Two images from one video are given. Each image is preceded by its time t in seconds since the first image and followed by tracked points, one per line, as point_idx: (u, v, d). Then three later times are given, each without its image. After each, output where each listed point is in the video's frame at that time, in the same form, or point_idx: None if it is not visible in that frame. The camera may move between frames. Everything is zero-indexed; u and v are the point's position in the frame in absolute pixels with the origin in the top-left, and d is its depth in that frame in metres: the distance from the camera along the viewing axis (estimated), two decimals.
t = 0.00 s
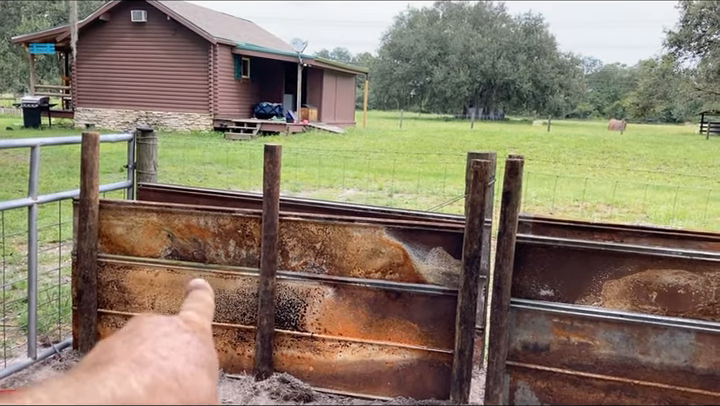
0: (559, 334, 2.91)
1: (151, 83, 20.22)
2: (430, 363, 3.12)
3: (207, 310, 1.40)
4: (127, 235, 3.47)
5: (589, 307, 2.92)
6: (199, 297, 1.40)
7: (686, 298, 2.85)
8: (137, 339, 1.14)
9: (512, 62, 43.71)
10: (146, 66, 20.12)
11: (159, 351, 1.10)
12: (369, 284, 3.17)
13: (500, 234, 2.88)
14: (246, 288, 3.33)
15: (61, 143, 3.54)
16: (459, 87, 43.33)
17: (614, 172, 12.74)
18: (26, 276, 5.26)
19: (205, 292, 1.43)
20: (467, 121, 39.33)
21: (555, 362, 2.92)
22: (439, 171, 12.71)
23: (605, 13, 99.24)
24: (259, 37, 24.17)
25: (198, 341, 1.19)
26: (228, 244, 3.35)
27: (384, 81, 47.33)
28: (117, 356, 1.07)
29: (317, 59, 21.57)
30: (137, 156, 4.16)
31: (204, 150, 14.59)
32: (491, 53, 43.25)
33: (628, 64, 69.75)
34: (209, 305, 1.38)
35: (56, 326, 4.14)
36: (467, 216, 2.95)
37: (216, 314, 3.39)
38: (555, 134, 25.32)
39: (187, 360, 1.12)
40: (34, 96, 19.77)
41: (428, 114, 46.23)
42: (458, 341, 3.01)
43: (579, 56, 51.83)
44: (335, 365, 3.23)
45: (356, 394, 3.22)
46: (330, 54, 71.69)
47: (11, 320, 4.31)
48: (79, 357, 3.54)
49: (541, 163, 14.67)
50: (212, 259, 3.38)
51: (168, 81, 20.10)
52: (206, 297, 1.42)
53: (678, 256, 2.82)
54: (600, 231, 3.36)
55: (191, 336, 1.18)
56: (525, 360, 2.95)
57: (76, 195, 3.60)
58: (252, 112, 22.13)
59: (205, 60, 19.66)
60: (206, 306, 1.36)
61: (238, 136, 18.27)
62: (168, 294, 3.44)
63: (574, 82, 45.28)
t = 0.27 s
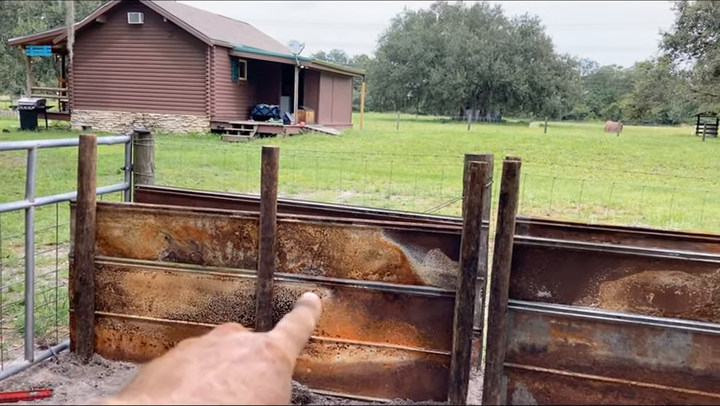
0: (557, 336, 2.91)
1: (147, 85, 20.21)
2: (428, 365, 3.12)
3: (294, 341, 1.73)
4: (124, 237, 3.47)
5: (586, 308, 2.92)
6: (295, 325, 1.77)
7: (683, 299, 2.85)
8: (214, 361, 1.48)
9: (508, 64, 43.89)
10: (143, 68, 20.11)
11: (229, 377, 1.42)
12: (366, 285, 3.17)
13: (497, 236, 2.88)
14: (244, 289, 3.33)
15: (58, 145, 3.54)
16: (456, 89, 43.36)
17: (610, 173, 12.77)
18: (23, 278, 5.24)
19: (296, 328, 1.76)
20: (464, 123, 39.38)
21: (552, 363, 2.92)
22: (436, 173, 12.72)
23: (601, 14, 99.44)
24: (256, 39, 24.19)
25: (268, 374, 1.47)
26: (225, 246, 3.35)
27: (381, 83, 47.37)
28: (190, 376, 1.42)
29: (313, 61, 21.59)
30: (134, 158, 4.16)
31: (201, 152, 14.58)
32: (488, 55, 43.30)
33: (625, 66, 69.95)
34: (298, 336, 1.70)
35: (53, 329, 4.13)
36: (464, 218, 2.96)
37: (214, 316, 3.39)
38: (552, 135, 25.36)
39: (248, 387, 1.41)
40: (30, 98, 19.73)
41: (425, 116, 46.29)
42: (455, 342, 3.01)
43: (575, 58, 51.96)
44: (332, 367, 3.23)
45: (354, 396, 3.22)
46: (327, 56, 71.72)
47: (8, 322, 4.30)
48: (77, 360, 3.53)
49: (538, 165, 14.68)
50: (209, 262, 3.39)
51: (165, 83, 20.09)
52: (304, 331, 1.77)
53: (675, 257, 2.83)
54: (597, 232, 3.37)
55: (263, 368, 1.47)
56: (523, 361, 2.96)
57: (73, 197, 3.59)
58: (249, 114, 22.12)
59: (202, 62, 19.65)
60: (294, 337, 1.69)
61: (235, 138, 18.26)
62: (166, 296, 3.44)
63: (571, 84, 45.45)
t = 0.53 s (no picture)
0: (553, 337, 2.91)
1: (145, 87, 20.20)
2: (425, 366, 3.12)
3: (182, 350, 2.11)
4: (121, 238, 3.46)
5: (583, 309, 2.93)
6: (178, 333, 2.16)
7: (680, 299, 2.86)
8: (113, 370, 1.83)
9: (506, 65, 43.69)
10: (141, 70, 20.10)
11: (130, 382, 1.78)
12: (363, 286, 3.18)
13: (494, 237, 2.88)
14: (241, 291, 3.33)
15: (55, 147, 3.53)
16: (453, 91, 43.37)
17: (608, 174, 12.79)
18: (20, 280, 5.24)
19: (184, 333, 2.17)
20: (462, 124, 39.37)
21: (550, 364, 2.93)
22: (434, 174, 12.72)
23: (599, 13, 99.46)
24: (254, 41, 24.21)
25: (165, 379, 1.86)
26: (222, 247, 3.35)
27: (379, 84, 47.35)
28: (96, 382, 1.78)
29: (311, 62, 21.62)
30: (131, 159, 4.15)
31: (199, 154, 14.57)
32: (486, 56, 43.25)
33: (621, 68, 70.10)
34: (184, 344, 2.09)
35: (50, 331, 4.13)
36: (461, 220, 2.96)
37: (211, 317, 3.39)
38: (549, 136, 25.36)
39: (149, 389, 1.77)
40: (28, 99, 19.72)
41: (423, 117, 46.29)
42: (452, 343, 3.01)
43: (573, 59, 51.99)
44: (330, 368, 3.23)
45: (351, 397, 3.22)
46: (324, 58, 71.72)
47: (6, 324, 4.30)
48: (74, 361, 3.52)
49: (536, 166, 14.69)
50: (206, 263, 3.38)
51: (163, 85, 20.08)
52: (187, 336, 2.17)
53: (671, 258, 2.83)
54: (594, 233, 3.38)
55: (160, 376, 1.85)
56: (519, 362, 2.95)
57: (70, 199, 3.59)
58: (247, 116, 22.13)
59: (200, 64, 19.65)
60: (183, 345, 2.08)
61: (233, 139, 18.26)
62: (163, 297, 3.44)
63: (568, 85, 45.18)
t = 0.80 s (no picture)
0: (553, 337, 2.91)
1: (145, 88, 20.19)
2: (425, 366, 3.12)
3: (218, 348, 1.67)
4: (121, 239, 3.46)
5: (583, 309, 2.93)
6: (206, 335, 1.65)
7: (679, 300, 2.86)
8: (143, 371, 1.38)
9: (506, 66, 43.71)
10: (141, 71, 20.10)
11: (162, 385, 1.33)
12: (363, 287, 3.18)
13: (493, 237, 2.88)
14: (240, 291, 3.32)
15: (55, 147, 3.54)
16: (453, 91, 43.37)
17: (607, 175, 12.79)
18: (20, 281, 5.23)
19: (221, 332, 1.70)
20: (461, 124, 39.37)
21: (549, 364, 2.92)
22: (434, 174, 12.72)
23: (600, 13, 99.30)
24: (254, 42, 24.22)
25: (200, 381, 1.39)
26: (222, 248, 3.34)
27: (379, 85, 47.39)
28: (123, 385, 1.33)
29: (311, 63, 21.62)
30: (131, 160, 4.15)
31: (199, 154, 14.58)
32: (486, 57, 43.24)
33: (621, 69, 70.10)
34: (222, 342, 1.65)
35: (49, 332, 4.13)
36: (460, 220, 2.95)
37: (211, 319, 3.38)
38: (549, 137, 25.35)
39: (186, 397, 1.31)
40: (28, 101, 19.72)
41: (423, 118, 46.32)
42: (452, 343, 3.01)
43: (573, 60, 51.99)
44: (329, 369, 3.23)
45: (351, 398, 3.22)
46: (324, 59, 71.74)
47: (6, 325, 4.30)
48: (73, 362, 3.51)
49: (535, 166, 14.69)
50: (206, 264, 3.38)
51: (164, 86, 20.08)
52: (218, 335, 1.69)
53: (671, 258, 2.83)
54: (594, 234, 3.37)
55: (194, 376, 1.39)
56: (520, 363, 2.95)
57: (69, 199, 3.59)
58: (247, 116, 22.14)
59: (200, 65, 19.65)
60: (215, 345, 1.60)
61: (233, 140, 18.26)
62: (162, 298, 3.43)
63: (568, 85, 45.23)
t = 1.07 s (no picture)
0: (554, 338, 2.91)
1: (146, 89, 20.21)
2: (426, 368, 3.12)
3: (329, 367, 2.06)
4: (121, 240, 3.46)
5: (584, 310, 2.92)
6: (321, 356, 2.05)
7: (680, 300, 2.86)
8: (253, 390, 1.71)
9: (507, 66, 43.76)
10: (142, 72, 20.11)
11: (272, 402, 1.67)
12: (363, 288, 3.18)
13: (494, 239, 2.88)
14: (241, 293, 3.33)
15: (55, 149, 3.53)
16: (454, 92, 43.35)
17: (608, 175, 12.78)
18: (20, 282, 5.24)
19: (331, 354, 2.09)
20: (463, 125, 39.37)
21: (550, 365, 2.92)
22: (434, 175, 12.72)
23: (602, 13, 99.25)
24: (254, 43, 24.23)
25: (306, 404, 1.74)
26: (223, 249, 3.34)
27: (380, 85, 47.41)
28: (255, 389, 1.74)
29: (312, 64, 21.64)
30: (131, 162, 4.15)
31: (200, 156, 14.59)
32: (486, 58, 43.23)
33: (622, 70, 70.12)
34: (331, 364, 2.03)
35: (50, 333, 4.13)
36: (461, 221, 2.95)
37: (211, 319, 3.38)
38: (551, 137, 25.33)
39: None
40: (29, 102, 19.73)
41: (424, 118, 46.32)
42: (452, 344, 3.01)
43: (574, 61, 51.97)
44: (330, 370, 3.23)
45: (352, 399, 3.22)
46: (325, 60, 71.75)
47: (7, 326, 4.31)
48: (74, 364, 3.52)
49: (536, 167, 14.68)
50: (207, 266, 3.38)
51: (165, 87, 20.09)
52: (331, 357, 2.08)
53: (672, 259, 2.83)
54: (594, 234, 3.37)
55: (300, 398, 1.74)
56: (520, 364, 2.95)
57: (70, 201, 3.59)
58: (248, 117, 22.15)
59: (201, 66, 19.66)
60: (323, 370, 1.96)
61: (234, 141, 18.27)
62: (163, 299, 3.44)
63: (569, 86, 45.21)
